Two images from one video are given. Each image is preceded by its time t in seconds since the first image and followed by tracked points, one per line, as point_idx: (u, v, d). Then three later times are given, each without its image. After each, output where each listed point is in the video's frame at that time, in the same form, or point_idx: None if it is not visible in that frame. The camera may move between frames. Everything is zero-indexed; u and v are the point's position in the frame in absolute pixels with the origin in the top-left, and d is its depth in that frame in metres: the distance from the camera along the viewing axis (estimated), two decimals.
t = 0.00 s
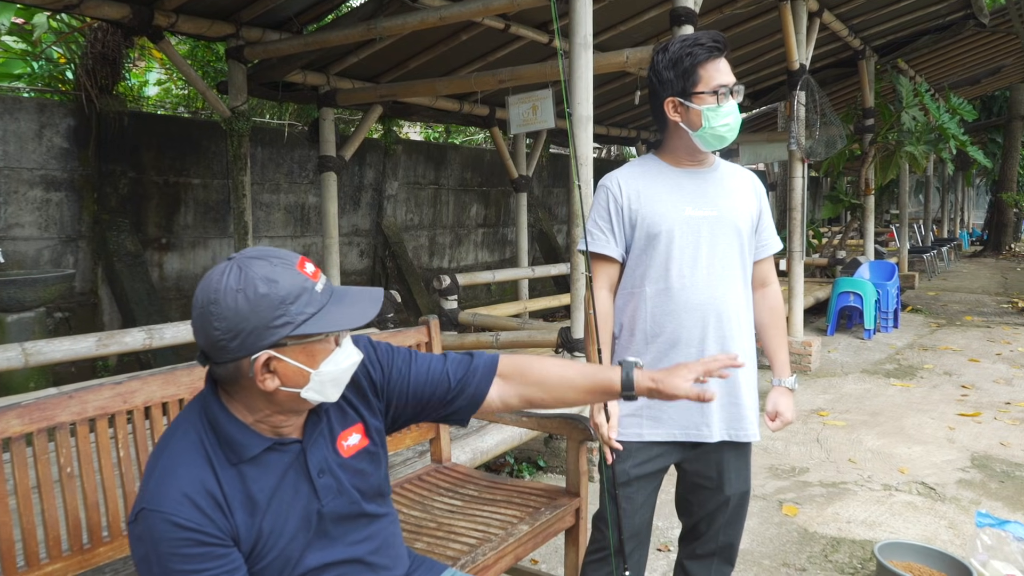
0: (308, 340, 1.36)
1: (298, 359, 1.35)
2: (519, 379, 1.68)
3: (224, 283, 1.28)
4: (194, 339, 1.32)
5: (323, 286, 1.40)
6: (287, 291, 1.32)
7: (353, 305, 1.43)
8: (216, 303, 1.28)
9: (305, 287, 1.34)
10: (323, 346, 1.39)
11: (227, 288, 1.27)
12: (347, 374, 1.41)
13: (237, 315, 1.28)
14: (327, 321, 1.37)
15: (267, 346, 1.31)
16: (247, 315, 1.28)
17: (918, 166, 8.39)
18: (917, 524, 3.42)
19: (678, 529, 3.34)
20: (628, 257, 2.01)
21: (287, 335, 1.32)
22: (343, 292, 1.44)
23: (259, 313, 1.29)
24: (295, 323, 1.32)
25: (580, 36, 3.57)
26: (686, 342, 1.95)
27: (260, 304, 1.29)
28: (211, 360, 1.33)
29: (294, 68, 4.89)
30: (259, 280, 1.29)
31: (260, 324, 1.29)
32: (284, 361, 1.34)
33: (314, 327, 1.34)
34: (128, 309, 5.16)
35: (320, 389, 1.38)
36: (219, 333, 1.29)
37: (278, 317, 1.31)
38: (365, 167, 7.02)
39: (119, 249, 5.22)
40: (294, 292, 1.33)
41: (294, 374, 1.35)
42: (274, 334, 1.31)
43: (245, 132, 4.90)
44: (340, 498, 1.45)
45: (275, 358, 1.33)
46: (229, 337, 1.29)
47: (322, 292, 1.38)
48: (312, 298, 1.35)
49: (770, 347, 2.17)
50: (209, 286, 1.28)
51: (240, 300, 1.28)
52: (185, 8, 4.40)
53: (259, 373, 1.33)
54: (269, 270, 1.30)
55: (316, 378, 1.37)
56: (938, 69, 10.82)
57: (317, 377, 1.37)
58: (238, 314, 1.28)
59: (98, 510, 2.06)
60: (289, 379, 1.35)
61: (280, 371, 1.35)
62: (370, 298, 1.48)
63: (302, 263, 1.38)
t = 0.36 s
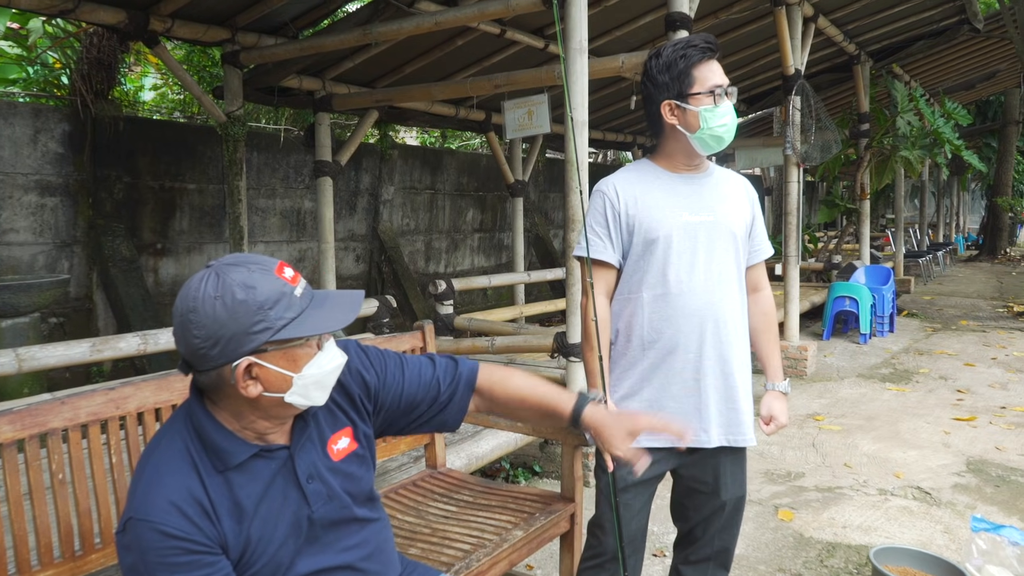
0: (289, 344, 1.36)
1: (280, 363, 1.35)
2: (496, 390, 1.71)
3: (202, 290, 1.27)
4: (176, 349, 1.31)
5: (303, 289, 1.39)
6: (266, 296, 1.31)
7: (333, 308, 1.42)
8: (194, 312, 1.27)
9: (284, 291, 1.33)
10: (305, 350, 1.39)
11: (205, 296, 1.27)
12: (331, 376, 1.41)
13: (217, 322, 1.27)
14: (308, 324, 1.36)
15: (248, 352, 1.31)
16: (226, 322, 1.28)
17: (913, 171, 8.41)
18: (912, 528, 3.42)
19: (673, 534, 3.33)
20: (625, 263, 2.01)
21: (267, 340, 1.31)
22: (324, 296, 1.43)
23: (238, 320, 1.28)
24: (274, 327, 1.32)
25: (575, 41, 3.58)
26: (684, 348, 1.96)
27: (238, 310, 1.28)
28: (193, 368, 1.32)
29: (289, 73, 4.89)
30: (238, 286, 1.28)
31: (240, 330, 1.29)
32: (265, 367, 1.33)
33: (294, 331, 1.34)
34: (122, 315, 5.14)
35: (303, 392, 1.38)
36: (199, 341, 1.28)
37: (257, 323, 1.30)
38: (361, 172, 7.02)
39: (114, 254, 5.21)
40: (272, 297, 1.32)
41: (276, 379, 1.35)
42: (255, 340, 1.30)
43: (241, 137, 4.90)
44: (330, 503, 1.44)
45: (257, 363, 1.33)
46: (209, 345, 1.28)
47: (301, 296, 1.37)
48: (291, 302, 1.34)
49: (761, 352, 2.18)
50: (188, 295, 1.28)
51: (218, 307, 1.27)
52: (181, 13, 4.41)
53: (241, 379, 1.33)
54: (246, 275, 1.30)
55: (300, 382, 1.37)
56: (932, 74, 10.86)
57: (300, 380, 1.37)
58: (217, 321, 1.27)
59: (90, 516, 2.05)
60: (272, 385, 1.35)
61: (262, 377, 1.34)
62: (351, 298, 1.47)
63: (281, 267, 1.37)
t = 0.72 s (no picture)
0: (272, 350, 1.34)
1: (260, 368, 1.34)
2: (433, 454, 1.73)
3: (193, 288, 1.30)
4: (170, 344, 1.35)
5: (292, 295, 1.37)
6: (249, 299, 1.31)
7: (322, 317, 1.40)
8: (184, 309, 1.30)
9: (268, 296, 1.32)
10: (288, 358, 1.36)
11: (193, 293, 1.29)
12: (316, 388, 1.38)
13: (200, 320, 1.29)
14: (290, 330, 1.34)
15: (226, 353, 1.31)
16: (208, 321, 1.29)
17: (910, 179, 8.44)
18: (906, 537, 3.42)
19: (668, 540, 3.33)
20: (626, 269, 2.00)
21: (245, 343, 1.31)
22: (318, 302, 1.42)
23: (219, 319, 1.29)
24: (253, 331, 1.31)
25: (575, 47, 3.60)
26: (685, 354, 1.96)
27: (219, 309, 1.29)
28: (186, 365, 1.35)
29: (289, 75, 4.89)
30: (223, 286, 1.29)
31: (220, 330, 1.29)
32: (245, 371, 1.33)
33: (275, 336, 1.32)
34: (118, 315, 5.13)
35: (285, 400, 1.36)
36: (185, 338, 1.30)
37: (236, 324, 1.30)
38: (359, 175, 7.02)
39: (110, 255, 5.20)
40: (256, 301, 1.31)
41: (255, 384, 1.34)
42: (233, 341, 1.30)
43: (239, 139, 4.90)
44: (328, 506, 1.44)
45: (236, 365, 1.32)
46: (193, 342, 1.30)
47: (288, 302, 1.36)
48: (274, 307, 1.33)
49: (755, 357, 2.18)
50: (181, 292, 1.31)
51: (203, 304, 1.29)
52: (181, 14, 4.41)
53: (220, 379, 1.33)
54: (233, 276, 1.31)
55: (281, 389, 1.35)
56: (930, 83, 10.91)
57: (281, 388, 1.35)
58: (200, 319, 1.29)
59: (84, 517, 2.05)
60: (251, 389, 1.34)
61: (242, 381, 1.33)
62: (342, 308, 1.45)
63: (275, 272, 1.37)
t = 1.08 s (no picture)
0: (278, 351, 1.35)
1: (266, 367, 1.34)
2: (416, 489, 1.77)
3: (211, 284, 1.34)
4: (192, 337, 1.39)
5: (302, 298, 1.37)
6: (257, 298, 1.32)
7: (329, 321, 1.39)
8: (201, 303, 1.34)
9: (277, 297, 1.34)
10: (293, 359, 1.36)
11: (209, 290, 1.33)
12: (321, 391, 1.38)
13: (212, 314, 1.32)
14: (296, 332, 1.34)
15: (233, 349, 1.32)
16: (219, 316, 1.32)
17: (909, 186, 8.46)
18: (906, 544, 3.42)
19: (668, 546, 3.33)
20: (628, 275, 2.00)
21: (251, 341, 1.32)
22: (328, 306, 1.43)
23: (228, 316, 1.31)
24: (259, 329, 1.32)
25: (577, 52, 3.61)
26: (685, 361, 1.96)
27: (229, 306, 1.31)
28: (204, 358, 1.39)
29: (291, 79, 4.90)
30: (235, 284, 1.32)
31: (229, 327, 1.32)
32: (251, 368, 1.34)
33: (281, 336, 1.33)
34: (119, 318, 5.12)
35: (291, 402, 1.36)
36: (200, 333, 1.34)
37: (244, 322, 1.31)
38: (360, 179, 7.03)
39: (111, 258, 5.20)
40: (264, 300, 1.33)
41: (261, 382, 1.34)
42: (240, 339, 1.32)
43: (241, 143, 4.90)
44: (341, 505, 1.45)
45: (243, 362, 1.33)
46: (206, 337, 1.33)
47: (298, 304, 1.36)
48: (282, 307, 1.34)
49: (754, 364, 2.19)
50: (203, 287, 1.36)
51: (215, 300, 1.32)
52: (184, 18, 4.42)
53: (227, 374, 1.34)
54: (247, 275, 1.33)
55: (286, 389, 1.35)
56: (930, 90, 10.93)
57: (285, 389, 1.35)
58: (212, 314, 1.32)
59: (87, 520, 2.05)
60: (257, 387, 1.35)
61: (249, 377, 1.34)
62: (351, 314, 1.46)
63: (288, 274, 1.39)
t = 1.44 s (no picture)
0: (311, 349, 1.38)
1: (299, 367, 1.37)
2: (428, 491, 1.79)
3: (233, 289, 1.34)
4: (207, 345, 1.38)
5: (328, 297, 1.42)
6: (289, 300, 1.35)
7: (356, 318, 1.44)
8: (224, 310, 1.34)
9: (307, 297, 1.37)
10: (325, 357, 1.40)
11: (234, 295, 1.33)
12: (351, 386, 1.42)
13: (241, 319, 1.32)
14: (328, 331, 1.38)
15: (267, 352, 1.34)
16: (250, 321, 1.33)
17: (913, 186, 8.45)
18: (915, 542, 3.42)
19: (677, 547, 3.34)
20: (632, 277, 2.02)
21: (286, 342, 1.34)
22: (351, 304, 1.46)
23: (260, 319, 1.33)
24: (294, 330, 1.35)
25: (580, 56, 3.63)
26: (688, 362, 1.97)
27: (262, 309, 1.33)
28: (224, 363, 1.38)
29: (295, 86, 4.93)
30: (265, 287, 1.33)
31: (261, 330, 1.33)
32: (285, 369, 1.36)
33: (314, 336, 1.37)
34: (127, 325, 5.15)
35: (323, 399, 1.40)
36: (226, 338, 1.34)
37: (278, 324, 1.34)
38: (365, 185, 7.06)
39: (119, 266, 5.23)
40: (295, 301, 1.36)
41: (294, 382, 1.37)
42: (274, 341, 1.34)
43: (246, 150, 4.93)
44: (357, 503, 1.47)
45: (276, 363, 1.36)
46: (235, 342, 1.33)
47: (326, 303, 1.40)
48: (313, 308, 1.37)
49: (762, 367, 2.20)
50: (220, 294, 1.35)
51: (244, 306, 1.33)
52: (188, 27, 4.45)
53: (261, 377, 1.36)
54: (274, 278, 1.35)
55: (319, 387, 1.38)
56: (933, 90, 10.93)
57: (318, 387, 1.38)
58: (242, 319, 1.33)
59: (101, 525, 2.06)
60: (291, 387, 1.37)
61: (282, 378, 1.37)
62: (374, 310, 1.49)
63: (311, 274, 1.42)
